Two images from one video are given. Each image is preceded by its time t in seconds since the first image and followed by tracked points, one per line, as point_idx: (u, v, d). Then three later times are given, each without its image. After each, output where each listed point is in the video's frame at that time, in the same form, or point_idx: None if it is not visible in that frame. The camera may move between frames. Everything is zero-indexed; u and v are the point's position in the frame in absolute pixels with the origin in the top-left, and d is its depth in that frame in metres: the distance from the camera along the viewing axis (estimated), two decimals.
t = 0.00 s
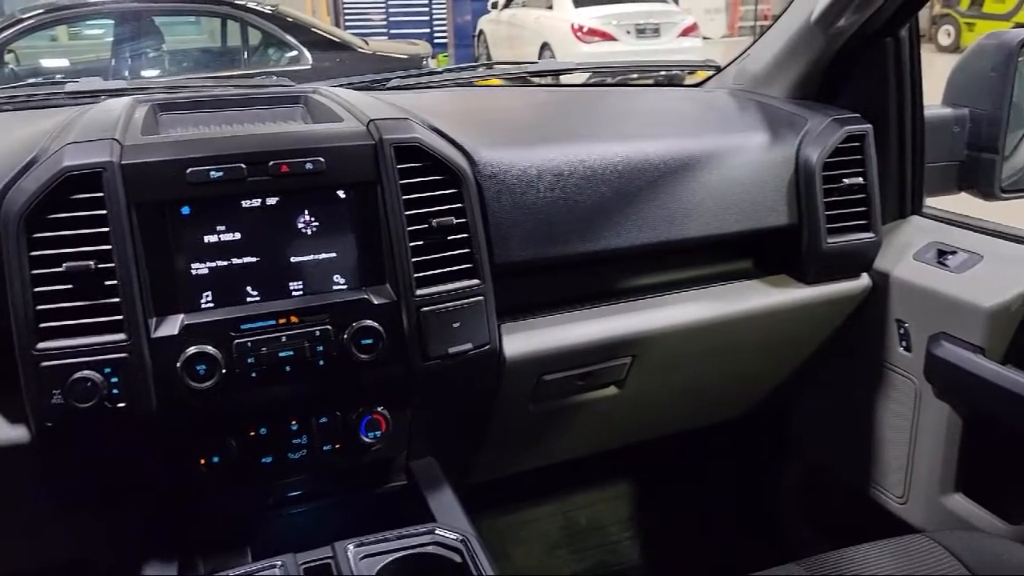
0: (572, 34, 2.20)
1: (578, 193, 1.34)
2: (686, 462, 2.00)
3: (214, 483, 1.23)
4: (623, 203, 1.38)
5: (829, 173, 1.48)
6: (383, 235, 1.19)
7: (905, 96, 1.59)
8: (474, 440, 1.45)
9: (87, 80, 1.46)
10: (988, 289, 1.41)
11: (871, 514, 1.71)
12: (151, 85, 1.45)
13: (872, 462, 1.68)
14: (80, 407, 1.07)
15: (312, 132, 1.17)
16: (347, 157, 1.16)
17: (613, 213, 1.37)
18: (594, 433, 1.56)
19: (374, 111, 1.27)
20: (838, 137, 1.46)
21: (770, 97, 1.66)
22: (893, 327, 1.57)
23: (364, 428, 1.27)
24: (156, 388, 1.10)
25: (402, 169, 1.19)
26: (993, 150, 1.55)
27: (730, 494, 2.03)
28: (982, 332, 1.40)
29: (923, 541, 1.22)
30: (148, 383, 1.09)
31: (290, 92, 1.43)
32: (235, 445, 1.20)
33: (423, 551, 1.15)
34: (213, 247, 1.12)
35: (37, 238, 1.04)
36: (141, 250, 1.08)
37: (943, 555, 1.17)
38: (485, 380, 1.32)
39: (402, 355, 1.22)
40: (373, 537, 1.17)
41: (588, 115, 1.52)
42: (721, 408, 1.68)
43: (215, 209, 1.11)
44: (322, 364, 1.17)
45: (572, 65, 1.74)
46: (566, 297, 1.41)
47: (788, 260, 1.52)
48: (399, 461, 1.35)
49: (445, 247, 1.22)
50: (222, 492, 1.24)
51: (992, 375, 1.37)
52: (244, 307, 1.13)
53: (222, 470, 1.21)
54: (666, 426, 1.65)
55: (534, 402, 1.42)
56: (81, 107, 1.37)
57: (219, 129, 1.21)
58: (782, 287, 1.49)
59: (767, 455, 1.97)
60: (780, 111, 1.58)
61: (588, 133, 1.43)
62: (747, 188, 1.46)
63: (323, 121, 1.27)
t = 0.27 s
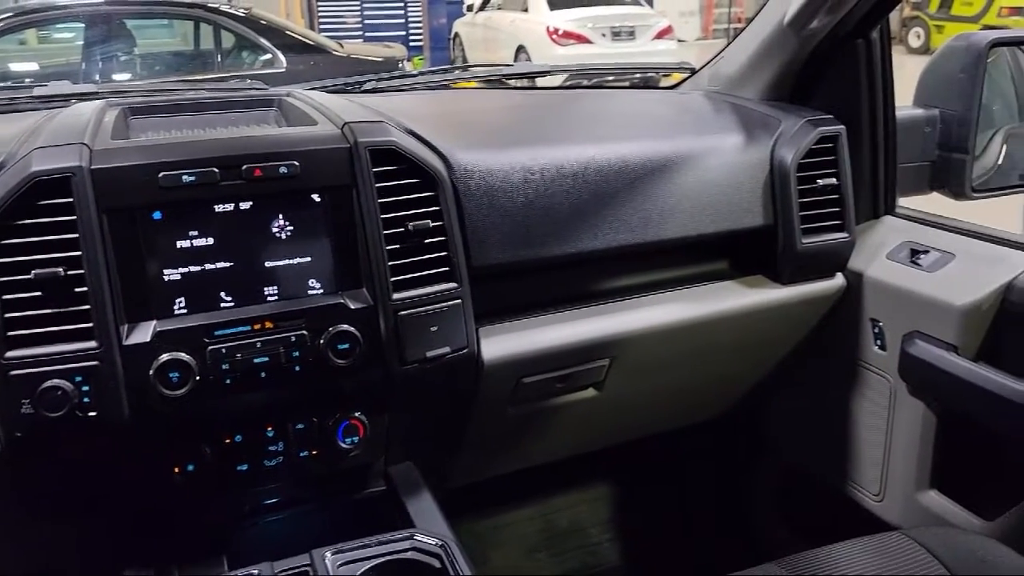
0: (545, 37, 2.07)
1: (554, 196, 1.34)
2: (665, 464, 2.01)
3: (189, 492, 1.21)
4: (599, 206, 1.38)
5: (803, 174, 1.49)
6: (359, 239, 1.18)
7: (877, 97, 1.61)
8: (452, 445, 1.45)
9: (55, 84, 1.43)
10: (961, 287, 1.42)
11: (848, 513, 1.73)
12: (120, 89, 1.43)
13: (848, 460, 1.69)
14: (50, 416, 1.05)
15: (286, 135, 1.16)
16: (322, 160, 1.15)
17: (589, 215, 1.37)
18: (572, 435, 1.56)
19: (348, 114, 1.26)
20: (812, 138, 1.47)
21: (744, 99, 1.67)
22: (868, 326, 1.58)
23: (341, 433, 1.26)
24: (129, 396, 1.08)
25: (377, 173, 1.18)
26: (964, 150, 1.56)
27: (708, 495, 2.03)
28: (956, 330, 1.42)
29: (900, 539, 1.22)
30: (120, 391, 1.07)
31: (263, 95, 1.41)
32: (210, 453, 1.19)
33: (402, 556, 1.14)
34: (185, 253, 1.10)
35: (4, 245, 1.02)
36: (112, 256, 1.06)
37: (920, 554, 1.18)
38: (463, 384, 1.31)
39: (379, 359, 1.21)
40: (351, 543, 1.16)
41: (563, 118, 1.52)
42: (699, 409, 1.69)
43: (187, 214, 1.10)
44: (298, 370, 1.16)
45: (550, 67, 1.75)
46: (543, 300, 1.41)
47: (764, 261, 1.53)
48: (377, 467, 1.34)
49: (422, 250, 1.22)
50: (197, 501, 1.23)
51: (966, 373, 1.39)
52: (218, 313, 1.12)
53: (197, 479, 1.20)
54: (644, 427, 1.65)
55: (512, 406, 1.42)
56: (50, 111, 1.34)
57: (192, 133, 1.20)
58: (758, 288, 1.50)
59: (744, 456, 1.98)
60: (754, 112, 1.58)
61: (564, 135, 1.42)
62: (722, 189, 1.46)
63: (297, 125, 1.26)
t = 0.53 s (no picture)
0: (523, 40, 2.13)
1: (531, 200, 1.34)
2: (645, 465, 2.01)
3: (163, 501, 1.20)
4: (576, 209, 1.38)
5: (778, 176, 1.50)
6: (335, 244, 1.17)
7: (850, 99, 1.62)
8: (430, 449, 1.44)
9: (24, 89, 1.41)
10: (934, 287, 1.43)
11: (826, 512, 1.74)
12: (92, 94, 1.41)
13: (825, 460, 1.70)
14: (19, 427, 1.03)
15: (259, 140, 1.15)
16: (296, 165, 1.14)
17: (567, 218, 1.37)
18: (552, 438, 1.56)
19: (322, 119, 1.25)
20: (786, 140, 1.48)
21: (719, 101, 1.67)
22: (843, 326, 1.59)
23: (318, 440, 1.25)
24: (101, 405, 1.07)
25: (352, 177, 1.18)
26: (935, 150, 1.57)
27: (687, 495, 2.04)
28: (929, 330, 1.43)
29: (877, 538, 1.23)
30: (92, 400, 1.06)
31: (237, 99, 1.40)
32: (185, 462, 1.17)
33: (380, 564, 1.13)
34: (158, 259, 1.09)
35: None
36: (82, 264, 1.05)
37: (896, 552, 1.19)
38: (441, 389, 1.30)
39: (356, 365, 1.20)
40: (329, 551, 1.15)
41: (540, 121, 1.52)
42: (677, 411, 1.69)
43: (159, 220, 1.09)
44: (274, 377, 1.15)
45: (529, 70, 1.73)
46: (521, 303, 1.40)
47: (740, 263, 1.53)
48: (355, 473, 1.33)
49: (398, 255, 1.21)
50: (172, 510, 1.21)
51: (940, 372, 1.40)
52: (192, 320, 1.10)
53: (171, 488, 1.18)
54: (623, 429, 1.65)
55: (491, 410, 1.41)
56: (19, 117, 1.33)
57: (164, 138, 1.18)
58: (734, 289, 1.50)
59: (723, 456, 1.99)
60: (729, 115, 1.59)
61: (540, 138, 1.42)
62: (698, 191, 1.47)
63: (271, 129, 1.25)
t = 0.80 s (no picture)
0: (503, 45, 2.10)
1: (510, 203, 1.34)
2: (626, 468, 2.01)
3: (139, 512, 1.18)
4: (556, 212, 1.38)
5: (755, 178, 1.50)
6: (312, 249, 1.16)
7: (826, 101, 1.63)
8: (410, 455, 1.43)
9: None
10: (910, 287, 1.44)
11: (806, 513, 1.74)
12: (64, 100, 1.39)
13: (805, 460, 1.71)
14: None
15: (234, 145, 1.14)
16: (272, 170, 1.13)
17: (546, 221, 1.37)
18: (532, 442, 1.56)
19: (299, 123, 1.24)
20: (763, 142, 1.49)
21: (696, 104, 1.68)
22: (821, 327, 1.60)
23: (296, 447, 1.24)
24: (74, 415, 1.05)
25: (329, 182, 1.17)
26: (910, 152, 1.58)
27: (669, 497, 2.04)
28: (906, 329, 1.44)
29: (857, 537, 1.23)
30: (64, 410, 1.04)
31: (213, 104, 1.39)
32: (160, 472, 1.16)
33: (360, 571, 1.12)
34: (131, 266, 1.08)
35: None
36: (54, 271, 1.03)
37: (875, 551, 1.19)
38: (421, 395, 1.29)
39: (335, 371, 1.19)
40: (308, 559, 1.14)
41: (518, 125, 1.52)
42: (658, 413, 1.69)
43: (132, 227, 1.07)
44: (250, 384, 1.14)
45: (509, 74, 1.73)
46: (501, 307, 1.40)
47: (719, 265, 1.54)
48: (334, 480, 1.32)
49: (376, 260, 1.20)
50: (147, 520, 1.19)
51: (917, 372, 1.41)
52: (166, 327, 1.09)
53: (146, 498, 1.17)
54: (604, 432, 1.65)
55: (471, 415, 1.41)
56: None
57: (136, 144, 1.17)
58: (713, 291, 1.51)
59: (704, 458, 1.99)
60: (706, 117, 1.60)
61: (519, 142, 1.42)
62: (676, 194, 1.47)
63: (246, 134, 1.24)
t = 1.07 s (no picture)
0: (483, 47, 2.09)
1: (492, 206, 1.33)
2: (610, 470, 2.01)
3: (117, 521, 1.16)
4: (538, 215, 1.37)
5: (736, 180, 1.51)
6: (292, 254, 1.15)
7: (805, 102, 1.64)
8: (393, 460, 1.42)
9: None
10: (891, 286, 1.45)
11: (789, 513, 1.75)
12: (40, 104, 1.37)
13: (788, 460, 1.71)
14: None
15: (211, 149, 1.13)
16: (251, 174, 1.12)
17: (527, 224, 1.36)
18: (516, 445, 1.55)
19: (278, 126, 1.23)
20: (744, 144, 1.49)
21: (677, 106, 1.68)
22: (803, 328, 1.61)
23: (278, 454, 1.22)
24: (50, 424, 1.03)
25: (308, 185, 1.16)
26: (889, 153, 1.60)
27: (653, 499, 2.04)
28: (886, 329, 1.45)
29: (841, 536, 1.23)
30: (40, 419, 1.03)
31: (191, 108, 1.37)
32: (139, 481, 1.14)
33: None
34: (108, 273, 1.06)
35: None
36: (28, 278, 1.01)
37: (859, 550, 1.19)
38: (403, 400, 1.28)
39: (316, 376, 1.18)
40: (290, 567, 1.12)
41: (499, 127, 1.52)
42: (641, 415, 1.69)
43: (109, 232, 1.06)
44: (230, 391, 1.12)
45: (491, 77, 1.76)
46: (484, 311, 1.39)
47: (701, 266, 1.54)
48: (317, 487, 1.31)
49: (357, 264, 1.19)
50: (126, 530, 1.18)
51: (899, 371, 1.42)
52: (144, 334, 1.07)
53: (125, 508, 1.15)
54: (588, 434, 1.64)
55: (455, 419, 1.40)
56: None
57: (113, 148, 1.15)
58: (695, 292, 1.51)
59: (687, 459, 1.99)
60: (686, 119, 1.60)
61: (500, 144, 1.42)
62: (658, 195, 1.47)
63: (224, 137, 1.23)
